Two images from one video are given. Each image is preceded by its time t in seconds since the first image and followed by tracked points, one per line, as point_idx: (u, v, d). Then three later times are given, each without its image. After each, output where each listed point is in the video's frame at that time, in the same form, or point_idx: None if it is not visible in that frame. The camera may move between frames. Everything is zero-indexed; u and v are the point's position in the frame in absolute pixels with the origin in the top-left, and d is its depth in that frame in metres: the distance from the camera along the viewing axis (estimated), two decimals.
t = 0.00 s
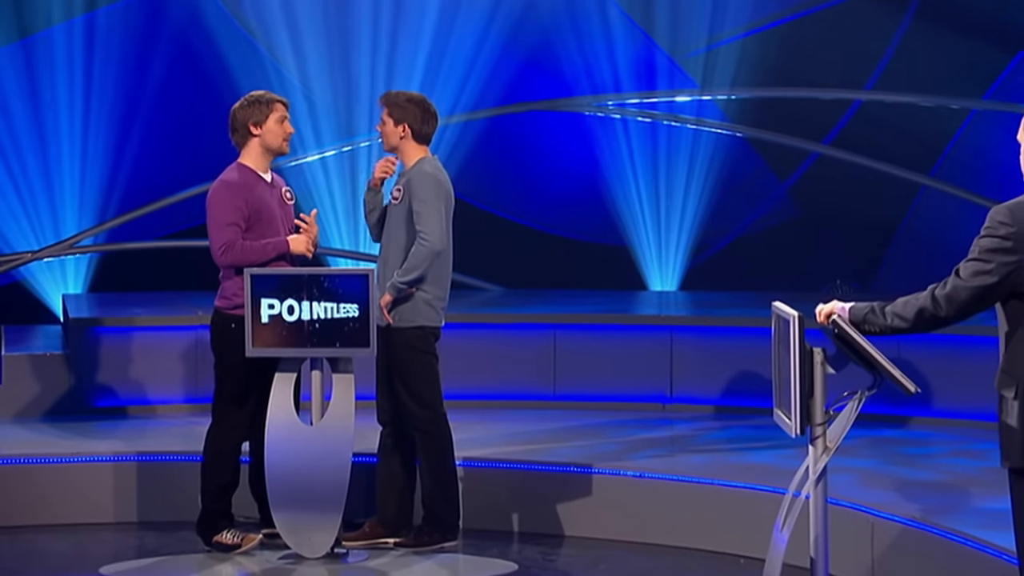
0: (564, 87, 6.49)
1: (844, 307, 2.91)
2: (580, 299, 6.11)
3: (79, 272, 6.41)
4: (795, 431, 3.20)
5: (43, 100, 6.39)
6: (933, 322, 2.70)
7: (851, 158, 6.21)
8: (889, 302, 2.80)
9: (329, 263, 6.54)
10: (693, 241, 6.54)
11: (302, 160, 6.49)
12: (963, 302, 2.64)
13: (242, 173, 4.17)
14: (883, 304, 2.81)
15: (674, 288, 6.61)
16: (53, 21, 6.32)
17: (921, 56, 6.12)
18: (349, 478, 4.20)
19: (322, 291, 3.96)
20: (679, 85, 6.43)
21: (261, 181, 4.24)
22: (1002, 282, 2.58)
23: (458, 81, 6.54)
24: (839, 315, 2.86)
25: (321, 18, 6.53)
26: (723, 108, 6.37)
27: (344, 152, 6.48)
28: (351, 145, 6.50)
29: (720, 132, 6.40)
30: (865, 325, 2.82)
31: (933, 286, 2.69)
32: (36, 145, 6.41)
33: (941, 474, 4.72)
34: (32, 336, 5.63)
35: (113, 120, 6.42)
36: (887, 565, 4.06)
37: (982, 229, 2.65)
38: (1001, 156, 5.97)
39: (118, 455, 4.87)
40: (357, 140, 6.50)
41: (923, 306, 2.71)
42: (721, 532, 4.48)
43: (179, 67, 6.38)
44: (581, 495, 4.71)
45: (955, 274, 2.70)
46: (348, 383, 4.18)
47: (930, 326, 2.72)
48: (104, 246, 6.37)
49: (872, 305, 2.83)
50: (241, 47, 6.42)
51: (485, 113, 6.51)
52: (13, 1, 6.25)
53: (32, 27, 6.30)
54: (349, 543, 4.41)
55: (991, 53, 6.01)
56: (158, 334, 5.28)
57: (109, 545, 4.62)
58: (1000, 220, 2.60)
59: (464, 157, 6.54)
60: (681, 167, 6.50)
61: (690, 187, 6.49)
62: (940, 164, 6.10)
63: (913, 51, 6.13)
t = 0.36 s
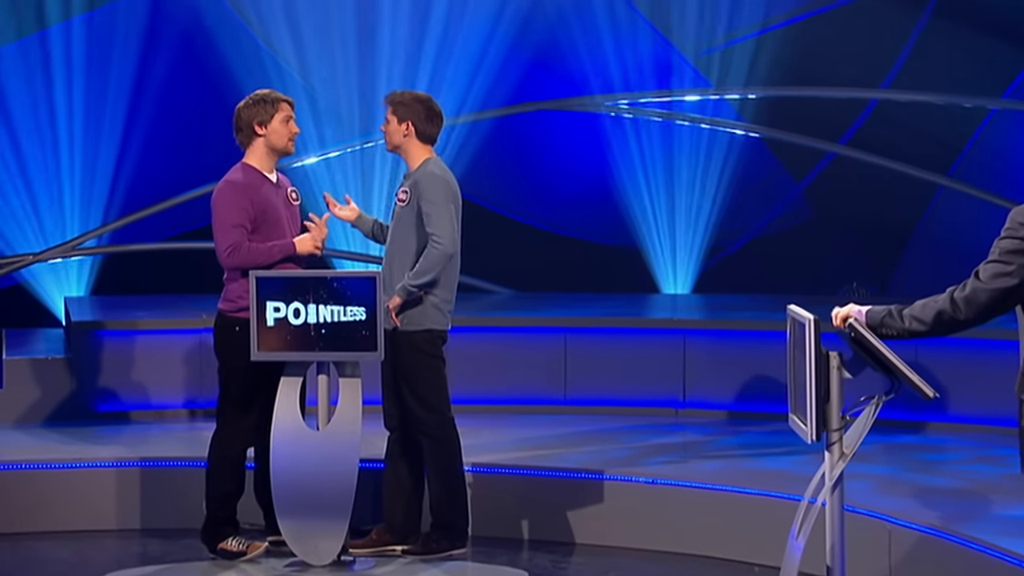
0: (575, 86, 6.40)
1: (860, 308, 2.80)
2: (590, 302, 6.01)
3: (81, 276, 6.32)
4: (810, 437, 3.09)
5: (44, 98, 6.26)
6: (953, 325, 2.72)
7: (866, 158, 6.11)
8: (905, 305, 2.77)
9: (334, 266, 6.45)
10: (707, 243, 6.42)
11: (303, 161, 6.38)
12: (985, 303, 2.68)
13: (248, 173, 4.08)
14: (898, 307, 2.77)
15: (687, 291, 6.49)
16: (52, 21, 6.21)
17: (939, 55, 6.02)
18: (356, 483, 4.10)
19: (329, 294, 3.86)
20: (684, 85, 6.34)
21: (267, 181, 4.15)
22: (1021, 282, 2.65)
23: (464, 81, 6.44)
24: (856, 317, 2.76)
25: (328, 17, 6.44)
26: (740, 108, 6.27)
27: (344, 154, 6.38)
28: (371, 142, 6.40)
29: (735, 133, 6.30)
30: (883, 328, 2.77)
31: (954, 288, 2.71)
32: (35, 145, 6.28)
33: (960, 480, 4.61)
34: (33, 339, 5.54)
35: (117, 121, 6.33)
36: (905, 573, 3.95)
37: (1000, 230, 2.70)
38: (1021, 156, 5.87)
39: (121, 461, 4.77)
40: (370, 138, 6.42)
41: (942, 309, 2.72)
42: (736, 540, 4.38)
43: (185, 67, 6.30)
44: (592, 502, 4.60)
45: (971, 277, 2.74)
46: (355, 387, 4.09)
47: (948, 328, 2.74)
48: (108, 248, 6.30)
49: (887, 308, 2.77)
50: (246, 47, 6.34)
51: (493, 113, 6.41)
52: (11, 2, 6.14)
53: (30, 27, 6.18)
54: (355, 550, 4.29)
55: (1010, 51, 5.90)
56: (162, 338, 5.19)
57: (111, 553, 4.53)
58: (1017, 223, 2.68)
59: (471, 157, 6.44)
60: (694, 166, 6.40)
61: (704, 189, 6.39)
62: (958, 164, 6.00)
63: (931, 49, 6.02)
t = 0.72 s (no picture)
0: (583, 84, 6.26)
1: (880, 311, 2.84)
2: (600, 306, 5.88)
3: (80, 279, 6.23)
4: (827, 443, 2.94)
5: (38, 100, 6.15)
6: (972, 329, 2.79)
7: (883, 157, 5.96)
8: (924, 309, 2.81)
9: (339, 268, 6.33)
10: (721, 245, 6.28)
11: (307, 161, 6.25)
12: (1004, 307, 2.78)
13: (251, 173, 3.95)
14: (917, 311, 2.81)
15: (700, 294, 6.33)
16: (46, 19, 6.12)
17: (959, 51, 5.87)
18: (362, 491, 3.97)
19: (333, 296, 3.74)
20: (696, 83, 6.18)
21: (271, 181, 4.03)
22: None
23: (467, 78, 6.30)
24: (874, 321, 2.78)
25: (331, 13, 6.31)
26: (753, 105, 6.13)
27: (345, 154, 6.24)
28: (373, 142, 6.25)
29: (746, 132, 6.17)
30: (901, 332, 2.81)
31: (976, 293, 2.79)
32: (29, 147, 6.17)
33: (981, 488, 4.46)
34: (32, 343, 5.43)
35: (113, 121, 6.22)
36: None
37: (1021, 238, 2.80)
38: None
39: (120, 468, 4.66)
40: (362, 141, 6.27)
41: (963, 313, 2.78)
42: (751, 549, 4.24)
43: (182, 66, 6.20)
44: (603, 511, 4.47)
45: (989, 283, 2.83)
46: (361, 392, 3.96)
47: (967, 333, 2.81)
48: (107, 250, 6.16)
49: (907, 311, 2.82)
50: (246, 47, 6.22)
51: (495, 113, 6.27)
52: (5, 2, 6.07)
53: (25, 24, 6.10)
54: (361, 559, 4.17)
55: None
56: (162, 341, 5.07)
57: (111, 562, 4.41)
58: None
59: (475, 157, 6.30)
60: (706, 165, 6.27)
61: (717, 189, 6.26)
62: (980, 164, 5.86)
63: (952, 45, 5.88)
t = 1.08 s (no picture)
0: (595, 81, 6.11)
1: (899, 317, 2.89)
2: (612, 309, 5.75)
3: (78, 283, 6.04)
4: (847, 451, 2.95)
5: (33, 96, 5.98)
6: (996, 332, 2.79)
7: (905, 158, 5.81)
8: (945, 312, 2.83)
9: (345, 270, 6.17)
10: (736, 247, 6.13)
11: (316, 160, 6.08)
12: None
13: (254, 174, 3.82)
14: (938, 314, 2.83)
15: (715, 297, 6.20)
16: (42, 14, 5.95)
17: (981, 49, 5.74)
18: (368, 499, 3.85)
19: (339, 299, 3.62)
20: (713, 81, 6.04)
21: (275, 181, 3.89)
22: None
23: (475, 76, 6.14)
24: (894, 325, 2.80)
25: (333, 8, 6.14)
26: (767, 102, 5.97)
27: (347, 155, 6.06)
28: (372, 143, 6.09)
29: (761, 130, 6.00)
30: (922, 336, 2.81)
31: (998, 295, 2.78)
32: (23, 144, 5.99)
33: (1005, 497, 4.32)
34: (30, 348, 5.31)
35: (109, 119, 6.07)
36: None
37: None
38: None
39: (120, 475, 4.54)
40: (368, 140, 6.10)
41: (986, 316, 2.79)
42: (769, 560, 4.11)
43: (181, 62, 6.04)
44: (615, 520, 4.33)
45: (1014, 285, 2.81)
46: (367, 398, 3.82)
47: (991, 336, 2.81)
48: (106, 252, 5.95)
49: (928, 315, 2.84)
50: (251, 46, 6.07)
51: (509, 112, 6.11)
52: None
53: (18, 18, 5.92)
54: (366, 569, 4.03)
55: None
56: (163, 346, 4.95)
57: (110, 572, 4.29)
58: None
59: (485, 159, 6.16)
60: (721, 163, 6.10)
61: (731, 190, 6.10)
62: (1002, 165, 5.74)
63: (975, 42, 5.75)
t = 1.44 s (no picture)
0: (609, 79, 5.96)
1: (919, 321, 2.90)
2: (624, 312, 5.62)
3: (78, 286, 5.92)
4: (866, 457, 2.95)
5: (33, 96, 5.85)
6: (1017, 337, 2.83)
7: (925, 157, 5.71)
8: (968, 317, 2.86)
9: (352, 273, 6.03)
10: (753, 250, 6.00)
11: (322, 160, 5.95)
12: None
13: (259, 173, 3.69)
14: (960, 319, 2.86)
15: (729, 301, 6.07)
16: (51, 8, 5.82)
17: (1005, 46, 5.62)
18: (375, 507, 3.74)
19: (345, 302, 3.50)
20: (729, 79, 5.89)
21: (279, 182, 3.75)
22: None
23: (487, 76, 6.01)
24: (915, 329, 2.84)
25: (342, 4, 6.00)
26: (785, 101, 5.83)
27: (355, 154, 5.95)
28: (375, 144, 5.98)
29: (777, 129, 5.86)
30: (945, 340, 2.84)
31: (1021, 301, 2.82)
32: (24, 144, 5.87)
33: None
34: (29, 352, 5.19)
35: (108, 119, 5.92)
36: None
37: None
38: None
39: (122, 483, 4.41)
40: (378, 139, 5.98)
41: (1009, 321, 2.82)
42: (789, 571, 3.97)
43: (184, 62, 5.90)
44: (628, 528, 4.20)
45: None
46: (374, 404, 3.71)
47: (1012, 341, 2.85)
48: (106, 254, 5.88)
49: (950, 319, 2.86)
50: (258, 43, 5.93)
51: (524, 108, 5.98)
52: None
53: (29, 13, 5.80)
54: None
55: None
56: (166, 351, 4.83)
57: None
58: None
59: (498, 158, 6.00)
60: (737, 163, 5.96)
61: (748, 191, 5.97)
62: None
63: (998, 37, 5.65)
